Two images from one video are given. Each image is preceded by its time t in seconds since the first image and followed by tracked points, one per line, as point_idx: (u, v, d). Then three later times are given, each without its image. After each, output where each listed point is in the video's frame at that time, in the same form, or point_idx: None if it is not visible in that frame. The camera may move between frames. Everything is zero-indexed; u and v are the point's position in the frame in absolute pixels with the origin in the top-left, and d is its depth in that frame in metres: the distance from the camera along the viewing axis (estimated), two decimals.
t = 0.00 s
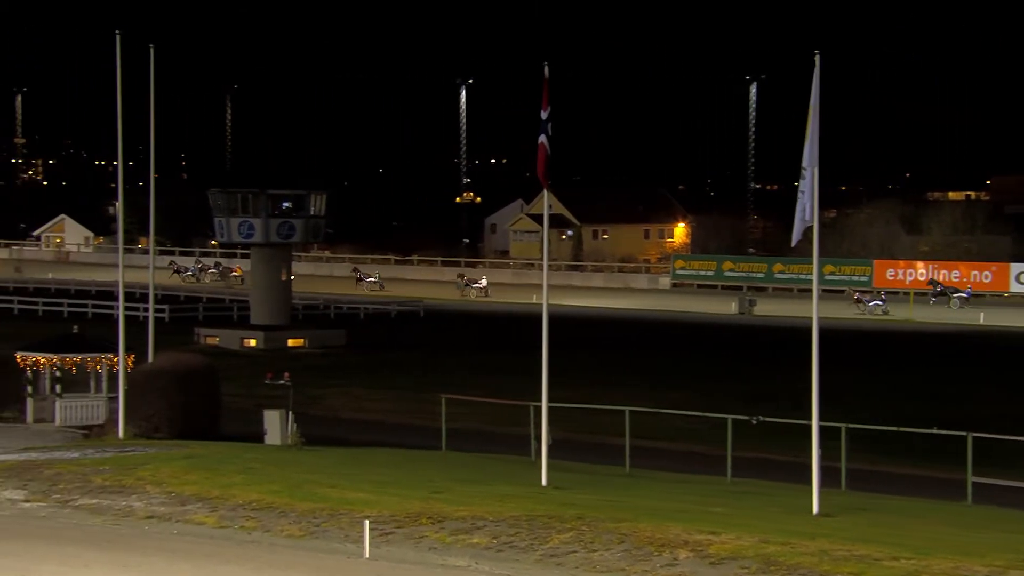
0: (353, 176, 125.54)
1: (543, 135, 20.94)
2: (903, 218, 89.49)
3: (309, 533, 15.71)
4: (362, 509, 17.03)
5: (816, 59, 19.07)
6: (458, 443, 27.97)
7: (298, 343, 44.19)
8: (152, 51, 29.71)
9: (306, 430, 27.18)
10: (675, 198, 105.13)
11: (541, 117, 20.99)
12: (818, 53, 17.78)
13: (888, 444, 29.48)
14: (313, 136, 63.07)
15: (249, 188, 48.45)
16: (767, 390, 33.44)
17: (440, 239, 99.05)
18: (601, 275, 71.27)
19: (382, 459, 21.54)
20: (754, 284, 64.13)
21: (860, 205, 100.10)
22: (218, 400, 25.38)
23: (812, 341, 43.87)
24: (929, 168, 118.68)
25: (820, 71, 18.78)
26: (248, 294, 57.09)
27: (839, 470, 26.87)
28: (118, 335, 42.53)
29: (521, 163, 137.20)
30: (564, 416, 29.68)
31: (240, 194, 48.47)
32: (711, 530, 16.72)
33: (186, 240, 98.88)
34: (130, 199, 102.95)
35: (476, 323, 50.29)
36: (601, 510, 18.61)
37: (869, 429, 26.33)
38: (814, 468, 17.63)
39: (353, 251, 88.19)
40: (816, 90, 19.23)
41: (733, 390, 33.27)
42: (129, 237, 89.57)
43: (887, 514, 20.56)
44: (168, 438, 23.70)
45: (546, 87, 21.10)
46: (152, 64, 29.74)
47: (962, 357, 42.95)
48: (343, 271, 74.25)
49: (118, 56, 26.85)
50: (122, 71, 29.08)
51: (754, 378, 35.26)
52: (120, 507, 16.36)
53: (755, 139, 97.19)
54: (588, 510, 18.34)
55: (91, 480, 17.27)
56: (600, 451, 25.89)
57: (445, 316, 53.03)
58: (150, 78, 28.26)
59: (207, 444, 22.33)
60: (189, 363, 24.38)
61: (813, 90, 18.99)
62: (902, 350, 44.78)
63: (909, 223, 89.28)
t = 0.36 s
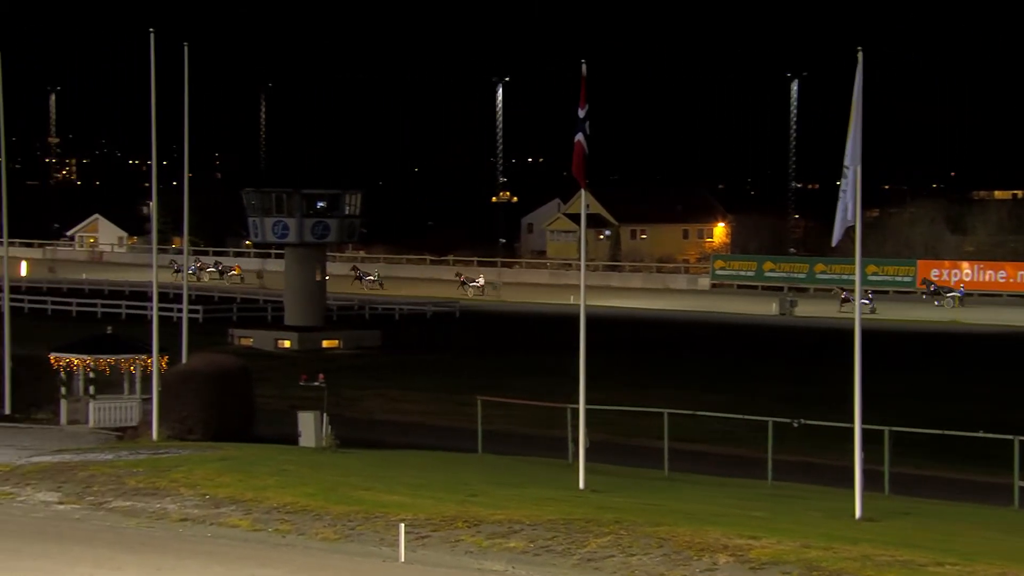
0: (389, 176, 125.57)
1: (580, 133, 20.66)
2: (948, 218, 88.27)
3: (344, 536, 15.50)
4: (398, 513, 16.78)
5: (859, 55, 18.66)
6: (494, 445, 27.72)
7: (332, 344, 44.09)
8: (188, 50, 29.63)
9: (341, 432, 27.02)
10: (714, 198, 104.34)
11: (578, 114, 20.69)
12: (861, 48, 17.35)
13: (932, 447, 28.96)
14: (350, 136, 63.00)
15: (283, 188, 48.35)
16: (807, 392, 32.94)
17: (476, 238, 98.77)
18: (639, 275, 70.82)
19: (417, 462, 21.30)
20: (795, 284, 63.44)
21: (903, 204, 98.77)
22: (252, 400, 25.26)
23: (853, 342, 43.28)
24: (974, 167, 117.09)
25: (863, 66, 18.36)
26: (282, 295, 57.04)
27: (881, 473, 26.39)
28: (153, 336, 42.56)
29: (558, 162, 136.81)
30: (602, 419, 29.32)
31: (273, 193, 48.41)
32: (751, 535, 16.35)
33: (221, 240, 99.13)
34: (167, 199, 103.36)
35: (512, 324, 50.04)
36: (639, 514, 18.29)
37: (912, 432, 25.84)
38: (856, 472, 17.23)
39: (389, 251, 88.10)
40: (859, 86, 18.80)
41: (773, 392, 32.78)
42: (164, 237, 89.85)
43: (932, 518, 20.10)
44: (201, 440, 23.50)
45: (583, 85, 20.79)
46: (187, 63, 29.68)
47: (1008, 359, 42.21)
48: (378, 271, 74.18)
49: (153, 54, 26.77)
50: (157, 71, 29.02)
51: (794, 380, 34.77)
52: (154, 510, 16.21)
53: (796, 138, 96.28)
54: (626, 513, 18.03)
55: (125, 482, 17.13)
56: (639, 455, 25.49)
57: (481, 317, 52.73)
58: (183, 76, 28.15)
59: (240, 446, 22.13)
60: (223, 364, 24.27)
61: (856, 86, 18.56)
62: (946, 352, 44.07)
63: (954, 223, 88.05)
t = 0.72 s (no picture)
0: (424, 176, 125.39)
1: (619, 131, 20.24)
2: (1000, 216, 86.74)
3: (379, 542, 15.16)
4: (435, 518, 16.43)
5: (906, 50, 18.10)
6: (533, 450, 27.29)
7: (367, 346, 43.83)
8: (222, 48, 29.42)
9: (378, 435, 26.72)
10: (758, 197, 103.16)
11: (618, 112, 20.27)
12: (908, 43, 16.83)
13: (981, 452, 28.28)
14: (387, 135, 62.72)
15: (317, 187, 48.21)
16: (851, 396, 32.27)
17: (515, 238, 98.13)
18: (680, 276, 70.09)
19: (456, 466, 20.91)
20: (840, 285, 62.42)
21: (952, 203, 97.02)
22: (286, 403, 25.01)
23: (898, 345, 42.54)
24: None
25: (910, 62, 17.81)
26: (317, 296, 56.86)
27: (928, 479, 25.77)
28: (187, 337, 42.44)
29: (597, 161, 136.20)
30: (642, 423, 28.85)
31: (307, 193, 48.29)
32: (796, 542, 15.85)
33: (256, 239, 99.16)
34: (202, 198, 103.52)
35: (552, 326, 49.58)
36: (680, 520, 17.84)
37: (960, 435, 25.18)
38: (902, 477, 16.72)
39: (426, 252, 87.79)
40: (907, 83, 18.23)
41: (815, 396, 32.13)
42: (199, 236, 89.93)
43: (984, 526, 19.50)
44: (234, 444, 23.19)
45: (623, 82, 20.37)
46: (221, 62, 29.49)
47: None
48: (413, 272, 73.90)
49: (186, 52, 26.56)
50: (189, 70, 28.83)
51: (837, 383, 34.11)
52: (187, 514, 15.94)
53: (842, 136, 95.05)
54: (667, 520, 17.59)
55: (157, 486, 16.87)
56: (679, 459, 25.03)
57: (519, 319, 52.34)
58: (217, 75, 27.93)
59: (274, 449, 21.82)
60: (257, 366, 24.09)
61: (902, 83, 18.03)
62: (995, 354, 43.18)
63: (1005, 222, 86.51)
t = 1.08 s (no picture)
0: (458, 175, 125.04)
1: (659, 129, 19.79)
2: None
3: (413, 548, 14.80)
4: (469, 524, 16.04)
5: (954, 44, 17.50)
6: (570, 454, 26.85)
7: (400, 348, 43.44)
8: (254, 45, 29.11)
9: (412, 439, 26.35)
10: (801, 197, 101.96)
11: (657, 109, 19.81)
12: (960, 36, 16.25)
13: None
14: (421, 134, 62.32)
15: (350, 187, 47.07)
16: (895, 400, 31.58)
17: (553, 239, 97.49)
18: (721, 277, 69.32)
19: (490, 471, 20.52)
20: (886, 286, 62.44)
21: (1000, 203, 95.46)
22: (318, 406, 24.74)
23: (944, 348, 41.75)
24: None
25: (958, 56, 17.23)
26: (349, 297, 56.60)
27: (976, 485, 25.09)
28: (219, 339, 42.25)
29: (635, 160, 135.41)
30: (682, 427, 28.32)
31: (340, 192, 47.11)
32: (842, 550, 15.34)
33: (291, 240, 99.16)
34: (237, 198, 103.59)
35: (589, 328, 49.02)
36: (721, 526, 17.39)
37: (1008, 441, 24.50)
38: (951, 483, 16.14)
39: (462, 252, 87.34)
40: (956, 78, 17.63)
41: (858, 400, 31.46)
42: (232, 236, 89.95)
43: None
44: (265, 447, 22.94)
45: (662, 78, 19.89)
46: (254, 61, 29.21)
47: None
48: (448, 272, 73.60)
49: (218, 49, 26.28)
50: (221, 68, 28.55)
51: (880, 387, 33.41)
52: (217, 520, 15.63)
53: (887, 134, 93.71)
54: (708, 526, 17.13)
55: (187, 491, 16.59)
56: (720, 464, 24.49)
57: (556, 321, 51.83)
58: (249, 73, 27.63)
59: (305, 453, 21.52)
60: (290, 369, 23.84)
61: (950, 76, 17.43)
62: None
63: None
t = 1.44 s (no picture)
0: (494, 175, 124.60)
1: (700, 127, 19.34)
2: None
3: (448, 555, 14.44)
4: (506, 531, 15.65)
5: (1005, 36, 16.91)
6: (609, 459, 26.41)
7: (436, 351, 43.11)
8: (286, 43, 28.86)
9: (447, 444, 25.97)
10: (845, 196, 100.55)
11: (698, 107, 19.36)
12: (1011, 27, 15.68)
13: None
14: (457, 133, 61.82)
15: (384, 186, 45.42)
16: (941, 405, 30.89)
17: (591, 240, 96.67)
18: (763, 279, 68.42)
19: (527, 477, 20.12)
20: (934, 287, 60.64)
21: None
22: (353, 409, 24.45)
23: (992, 351, 40.88)
24: None
25: (1009, 49, 16.67)
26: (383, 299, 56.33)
27: None
28: (250, 342, 42.07)
29: (674, 159, 134.41)
30: (723, 432, 27.80)
31: (374, 191, 45.51)
32: (887, 558, 14.85)
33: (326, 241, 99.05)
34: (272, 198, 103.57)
35: (626, 331, 48.42)
36: (764, 534, 16.91)
37: None
38: (1002, 490, 15.58)
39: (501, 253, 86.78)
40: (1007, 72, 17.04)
41: (902, 405, 30.80)
42: (265, 236, 89.86)
43: None
44: (297, 451, 22.77)
45: (703, 74, 19.43)
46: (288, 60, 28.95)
47: None
48: (484, 273, 73.20)
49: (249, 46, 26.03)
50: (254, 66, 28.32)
51: (926, 392, 32.71)
52: (249, 525, 15.34)
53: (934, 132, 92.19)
54: (749, 533, 16.68)
55: (219, 496, 16.30)
56: (764, 471, 23.96)
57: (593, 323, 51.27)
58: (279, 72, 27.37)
59: (339, 457, 21.19)
60: (323, 372, 23.55)
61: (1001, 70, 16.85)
62: None
63: None
